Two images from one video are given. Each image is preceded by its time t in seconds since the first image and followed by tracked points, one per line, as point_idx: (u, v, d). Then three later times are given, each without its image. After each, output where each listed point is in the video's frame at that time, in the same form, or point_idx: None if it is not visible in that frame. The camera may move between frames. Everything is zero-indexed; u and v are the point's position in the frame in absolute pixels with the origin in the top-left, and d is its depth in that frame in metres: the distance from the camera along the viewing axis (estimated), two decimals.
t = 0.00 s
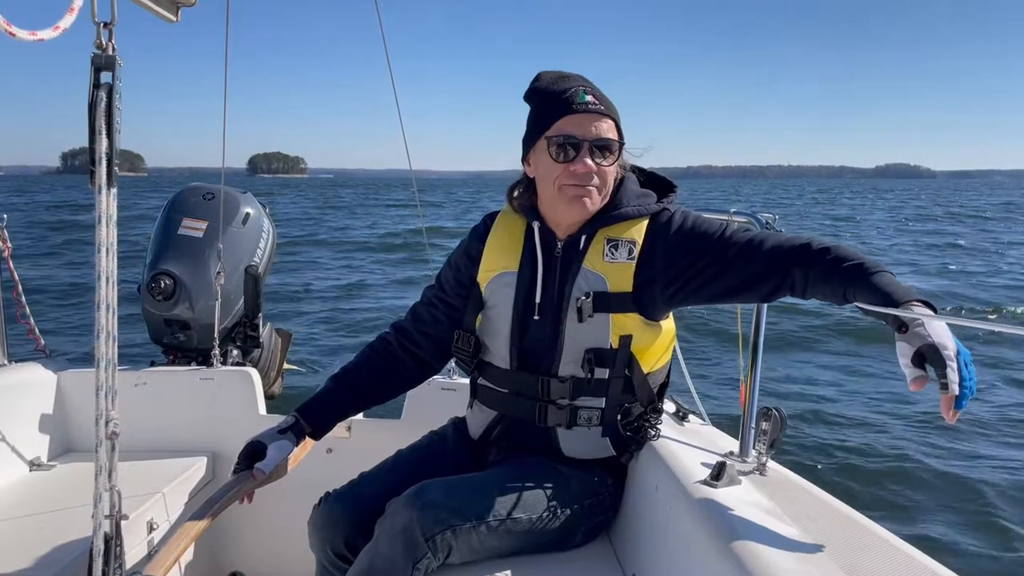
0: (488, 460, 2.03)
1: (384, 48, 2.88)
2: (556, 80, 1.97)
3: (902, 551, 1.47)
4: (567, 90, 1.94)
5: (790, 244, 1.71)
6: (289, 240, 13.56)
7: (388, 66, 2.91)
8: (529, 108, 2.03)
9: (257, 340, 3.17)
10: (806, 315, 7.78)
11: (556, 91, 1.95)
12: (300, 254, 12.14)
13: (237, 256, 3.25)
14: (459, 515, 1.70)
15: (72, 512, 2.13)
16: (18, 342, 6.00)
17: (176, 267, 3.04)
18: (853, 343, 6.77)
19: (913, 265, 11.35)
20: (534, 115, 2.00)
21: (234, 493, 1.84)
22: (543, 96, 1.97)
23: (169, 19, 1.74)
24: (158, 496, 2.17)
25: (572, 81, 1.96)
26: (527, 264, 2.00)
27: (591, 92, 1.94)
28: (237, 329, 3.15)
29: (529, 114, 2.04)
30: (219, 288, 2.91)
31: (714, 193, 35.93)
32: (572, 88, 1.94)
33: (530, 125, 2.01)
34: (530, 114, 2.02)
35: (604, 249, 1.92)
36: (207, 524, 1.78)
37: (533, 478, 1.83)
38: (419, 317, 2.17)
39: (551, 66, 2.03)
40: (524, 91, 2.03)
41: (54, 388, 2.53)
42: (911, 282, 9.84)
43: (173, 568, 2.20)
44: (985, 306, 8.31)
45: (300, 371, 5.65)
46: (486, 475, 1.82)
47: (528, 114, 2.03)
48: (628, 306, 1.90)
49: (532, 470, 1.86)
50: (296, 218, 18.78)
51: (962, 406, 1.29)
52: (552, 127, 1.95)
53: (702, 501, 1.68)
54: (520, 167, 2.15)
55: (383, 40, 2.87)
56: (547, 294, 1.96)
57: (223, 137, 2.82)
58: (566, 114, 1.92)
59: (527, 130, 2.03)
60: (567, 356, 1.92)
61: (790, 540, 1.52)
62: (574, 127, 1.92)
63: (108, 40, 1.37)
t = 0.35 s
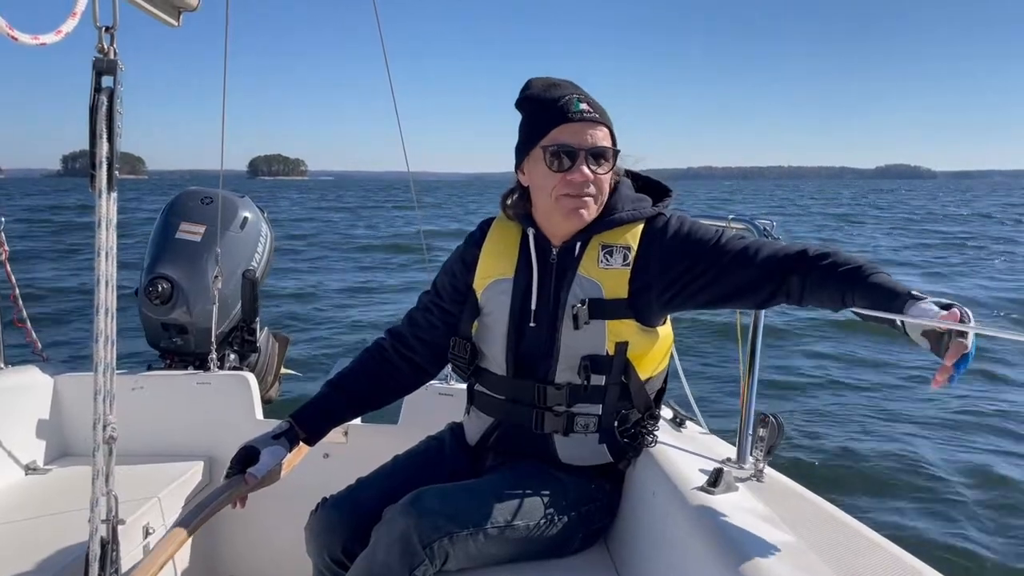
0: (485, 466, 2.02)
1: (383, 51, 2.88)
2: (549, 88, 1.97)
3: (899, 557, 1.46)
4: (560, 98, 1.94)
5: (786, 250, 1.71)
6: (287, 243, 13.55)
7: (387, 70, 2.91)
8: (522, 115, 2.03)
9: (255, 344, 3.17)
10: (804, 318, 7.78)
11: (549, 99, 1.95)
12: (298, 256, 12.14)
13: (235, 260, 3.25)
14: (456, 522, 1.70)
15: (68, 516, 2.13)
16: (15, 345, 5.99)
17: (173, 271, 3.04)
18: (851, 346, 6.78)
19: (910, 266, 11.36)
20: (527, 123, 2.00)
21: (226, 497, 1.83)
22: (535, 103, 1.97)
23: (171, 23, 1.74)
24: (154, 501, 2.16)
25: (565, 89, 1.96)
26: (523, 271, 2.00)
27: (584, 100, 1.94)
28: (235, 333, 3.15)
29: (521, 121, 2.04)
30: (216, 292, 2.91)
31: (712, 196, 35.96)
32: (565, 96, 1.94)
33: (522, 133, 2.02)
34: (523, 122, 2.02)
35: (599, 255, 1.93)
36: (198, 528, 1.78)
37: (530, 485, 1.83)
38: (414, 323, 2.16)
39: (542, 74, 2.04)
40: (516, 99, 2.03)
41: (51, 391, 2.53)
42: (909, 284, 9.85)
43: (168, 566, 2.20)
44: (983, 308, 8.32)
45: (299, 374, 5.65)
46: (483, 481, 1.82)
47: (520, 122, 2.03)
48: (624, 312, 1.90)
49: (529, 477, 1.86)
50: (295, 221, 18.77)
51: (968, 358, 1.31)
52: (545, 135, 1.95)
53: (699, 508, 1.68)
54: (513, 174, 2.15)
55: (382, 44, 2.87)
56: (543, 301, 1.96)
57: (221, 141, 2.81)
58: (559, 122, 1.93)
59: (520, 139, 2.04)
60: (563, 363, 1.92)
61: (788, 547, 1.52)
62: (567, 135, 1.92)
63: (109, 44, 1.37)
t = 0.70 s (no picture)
0: (480, 467, 2.02)
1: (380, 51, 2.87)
2: (546, 88, 1.98)
3: (893, 557, 1.46)
4: (555, 98, 1.95)
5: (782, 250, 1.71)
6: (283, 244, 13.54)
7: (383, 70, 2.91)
8: (519, 115, 2.03)
9: (250, 343, 3.20)
10: (800, 319, 7.79)
11: (545, 99, 1.96)
12: (294, 257, 12.12)
13: (231, 260, 3.24)
14: (451, 523, 1.69)
15: (62, 516, 2.12)
16: (10, 346, 5.98)
17: (169, 271, 3.03)
18: (847, 346, 6.78)
19: (905, 267, 11.38)
20: (523, 123, 2.00)
21: (218, 498, 1.82)
22: (533, 104, 1.97)
23: (166, 22, 1.73)
24: (148, 501, 2.16)
25: (561, 88, 1.97)
26: (519, 272, 2.00)
27: (580, 99, 1.95)
28: (230, 333, 3.15)
29: (518, 122, 2.04)
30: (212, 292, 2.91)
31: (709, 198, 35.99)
32: (560, 95, 1.95)
33: (519, 132, 2.02)
34: (520, 122, 2.03)
35: (596, 256, 1.92)
36: (190, 529, 1.77)
37: (525, 486, 1.83)
38: (411, 323, 2.16)
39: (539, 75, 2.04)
40: (514, 99, 2.03)
41: (46, 391, 2.52)
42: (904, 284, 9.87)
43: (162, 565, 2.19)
44: (978, 308, 8.34)
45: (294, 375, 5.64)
46: (477, 482, 1.81)
47: (517, 122, 2.03)
48: (620, 313, 1.90)
49: (524, 478, 1.86)
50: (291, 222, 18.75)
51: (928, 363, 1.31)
52: (540, 134, 1.95)
53: (693, 509, 1.68)
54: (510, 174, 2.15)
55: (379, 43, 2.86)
56: (540, 302, 1.96)
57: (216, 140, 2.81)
58: (554, 121, 1.93)
59: (517, 139, 2.04)
60: (559, 364, 1.92)
61: (782, 548, 1.52)
62: (562, 133, 1.92)
63: (104, 43, 1.37)
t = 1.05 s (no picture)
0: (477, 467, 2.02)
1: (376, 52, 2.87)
2: (545, 88, 1.98)
3: (888, 556, 1.47)
4: (553, 98, 1.95)
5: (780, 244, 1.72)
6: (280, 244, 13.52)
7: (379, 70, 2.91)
8: (518, 115, 2.03)
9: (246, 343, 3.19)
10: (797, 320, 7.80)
11: (543, 99, 1.96)
12: (291, 258, 12.11)
13: (227, 259, 3.24)
14: (447, 523, 1.69)
15: (57, 516, 2.12)
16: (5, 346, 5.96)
17: (165, 270, 3.03)
18: (843, 347, 6.79)
19: (902, 267, 11.39)
20: (522, 123, 2.00)
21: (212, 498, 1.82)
22: (532, 105, 1.97)
23: (162, 21, 1.73)
24: (144, 501, 2.15)
25: (558, 88, 1.97)
26: (518, 272, 2.00)
27: (577, 99, 1.94)
28: (226, 333, 3.15)
29: (517, 122, 2.04)
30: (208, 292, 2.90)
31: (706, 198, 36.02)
32: (558, 95, 1.95)
33: (518, 132, 2.02)
34: (519, 122, 2.03)
35: (596, 257, 1.92)
36: (184, 528, 1.76)
37: (521, 486, 1.82)
38: (408, 322, 2.16)
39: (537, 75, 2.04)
40: (514, 99, 2.03)
41: (41, 391, 2.52)
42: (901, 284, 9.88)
43: (157, 564, 2.18)
44: (974, 308, 8.35)
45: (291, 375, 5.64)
46: (474, 482, 1.81)
47: (516, 122, 2.03)
48: (620, 314, 1.90)
49: (521, 478, 1.86)
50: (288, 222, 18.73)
51: (933, 373, 1.30)
52: (537, 134, 1.96)
53: (689, 508, 1.68)
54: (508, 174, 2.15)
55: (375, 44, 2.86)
56: (540, 302, 1.96)
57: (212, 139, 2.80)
58: (550, 121, 1.93)
59: (516, 138, 2.04)
60: (558, 364, 1.92)
61: (778, 547, 1.52)
62: (559, 133, 1.92)
63: (99, 42, 1.36)
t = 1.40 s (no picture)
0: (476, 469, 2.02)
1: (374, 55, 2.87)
2: (551, 92, 1.98)
3: (886, 559, 1.47)
4: (557, 102, 1.95)
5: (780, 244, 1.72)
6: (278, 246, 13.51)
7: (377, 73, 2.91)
8: (524, 119, 2.03)
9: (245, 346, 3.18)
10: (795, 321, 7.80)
11: (548, 103, 1.96)
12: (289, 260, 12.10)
13: (225, 263, 3.24)
14: (446, 526, 1.69)
15: (55, 520, 2.11)
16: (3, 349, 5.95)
17: (163, 274, 3.02)
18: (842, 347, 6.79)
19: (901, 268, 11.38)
20: (528, 127, 2.01)
21: (211, 502, 1.81)
22: (538, 109, 1.97)
23: (158, 25, 1.73)
24: (142, 504, 2.15)
25: (563, 92, 1.97)
26: (523, 274, 2.00)
27: (581, 103, 1.94)
28: (224, 336, 3.15)
29: (524, 126, 2.04)
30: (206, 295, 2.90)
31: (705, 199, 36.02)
32: (562, 99, 1.95)
33: (523, 136, 2.03)
34: (525, 125, 2.03)
35: (601, 259, 1.92)
36: (184, 531, 1.76)
37: (520, 489, 1.82)
38: (410, 324, 2.16)
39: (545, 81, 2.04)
40: (521, 104, 2.04)
41: (39, 395, 2.51)
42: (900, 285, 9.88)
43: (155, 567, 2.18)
44: (973, 308, 8.35)
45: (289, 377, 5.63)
46: (473, 485, 1.81)
47: (523, 126, 2.04)
48: (623, 316, 1.90)
49: (520, 480, 1.86)
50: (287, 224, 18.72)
51: (938, 368, 1.26)
52: (541, 139, 1.96)
53: (687, 511, 1.68)
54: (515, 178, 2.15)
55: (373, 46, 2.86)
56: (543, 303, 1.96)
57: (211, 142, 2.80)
58: (554, 125, 1.93)
59: (521, 142, 2.05)
60: (560, 365, 1.92)
61: (776, 549, 1.52)
62: (562, 137, 1.93)
63: (95, 46, 1.36)
